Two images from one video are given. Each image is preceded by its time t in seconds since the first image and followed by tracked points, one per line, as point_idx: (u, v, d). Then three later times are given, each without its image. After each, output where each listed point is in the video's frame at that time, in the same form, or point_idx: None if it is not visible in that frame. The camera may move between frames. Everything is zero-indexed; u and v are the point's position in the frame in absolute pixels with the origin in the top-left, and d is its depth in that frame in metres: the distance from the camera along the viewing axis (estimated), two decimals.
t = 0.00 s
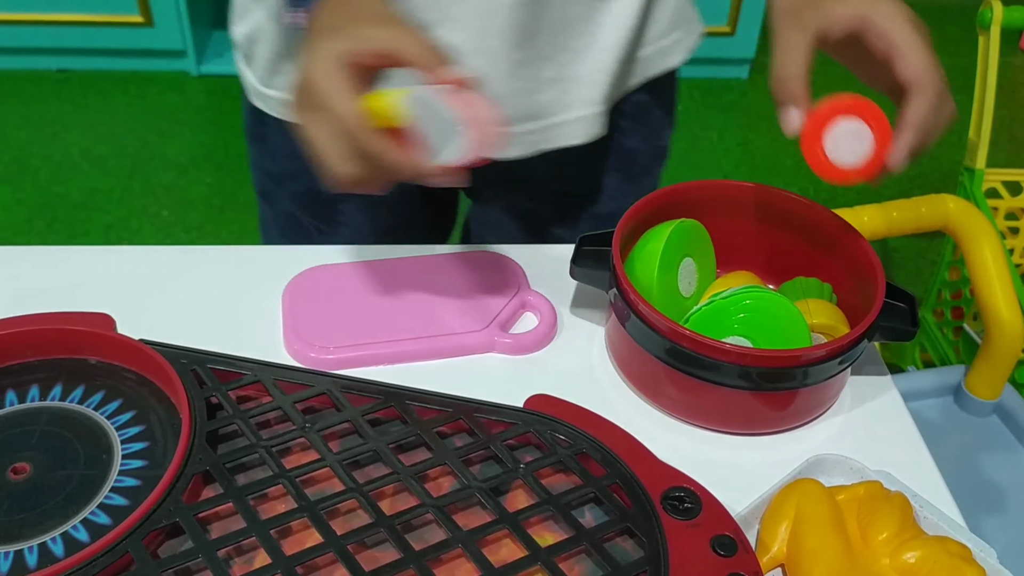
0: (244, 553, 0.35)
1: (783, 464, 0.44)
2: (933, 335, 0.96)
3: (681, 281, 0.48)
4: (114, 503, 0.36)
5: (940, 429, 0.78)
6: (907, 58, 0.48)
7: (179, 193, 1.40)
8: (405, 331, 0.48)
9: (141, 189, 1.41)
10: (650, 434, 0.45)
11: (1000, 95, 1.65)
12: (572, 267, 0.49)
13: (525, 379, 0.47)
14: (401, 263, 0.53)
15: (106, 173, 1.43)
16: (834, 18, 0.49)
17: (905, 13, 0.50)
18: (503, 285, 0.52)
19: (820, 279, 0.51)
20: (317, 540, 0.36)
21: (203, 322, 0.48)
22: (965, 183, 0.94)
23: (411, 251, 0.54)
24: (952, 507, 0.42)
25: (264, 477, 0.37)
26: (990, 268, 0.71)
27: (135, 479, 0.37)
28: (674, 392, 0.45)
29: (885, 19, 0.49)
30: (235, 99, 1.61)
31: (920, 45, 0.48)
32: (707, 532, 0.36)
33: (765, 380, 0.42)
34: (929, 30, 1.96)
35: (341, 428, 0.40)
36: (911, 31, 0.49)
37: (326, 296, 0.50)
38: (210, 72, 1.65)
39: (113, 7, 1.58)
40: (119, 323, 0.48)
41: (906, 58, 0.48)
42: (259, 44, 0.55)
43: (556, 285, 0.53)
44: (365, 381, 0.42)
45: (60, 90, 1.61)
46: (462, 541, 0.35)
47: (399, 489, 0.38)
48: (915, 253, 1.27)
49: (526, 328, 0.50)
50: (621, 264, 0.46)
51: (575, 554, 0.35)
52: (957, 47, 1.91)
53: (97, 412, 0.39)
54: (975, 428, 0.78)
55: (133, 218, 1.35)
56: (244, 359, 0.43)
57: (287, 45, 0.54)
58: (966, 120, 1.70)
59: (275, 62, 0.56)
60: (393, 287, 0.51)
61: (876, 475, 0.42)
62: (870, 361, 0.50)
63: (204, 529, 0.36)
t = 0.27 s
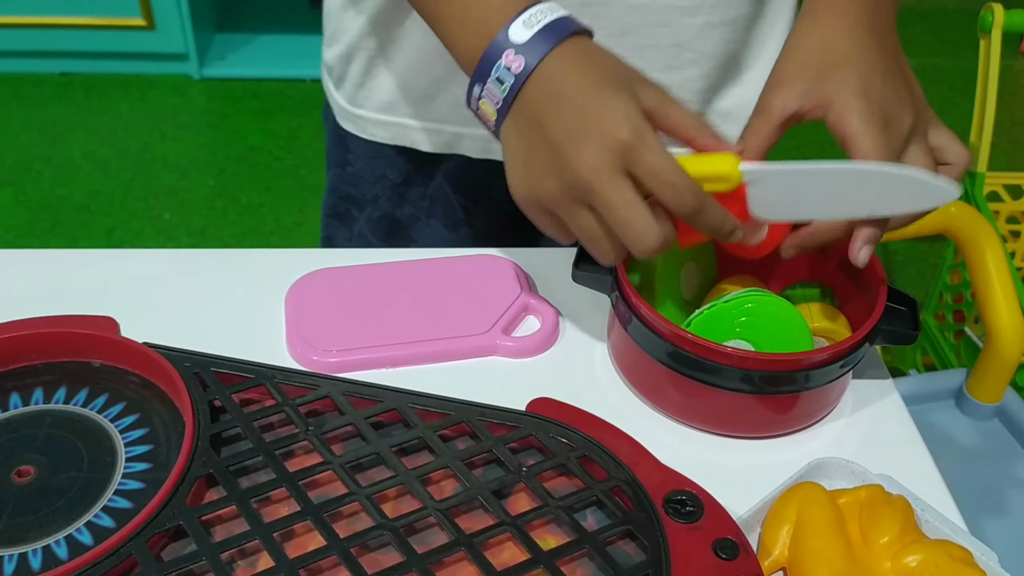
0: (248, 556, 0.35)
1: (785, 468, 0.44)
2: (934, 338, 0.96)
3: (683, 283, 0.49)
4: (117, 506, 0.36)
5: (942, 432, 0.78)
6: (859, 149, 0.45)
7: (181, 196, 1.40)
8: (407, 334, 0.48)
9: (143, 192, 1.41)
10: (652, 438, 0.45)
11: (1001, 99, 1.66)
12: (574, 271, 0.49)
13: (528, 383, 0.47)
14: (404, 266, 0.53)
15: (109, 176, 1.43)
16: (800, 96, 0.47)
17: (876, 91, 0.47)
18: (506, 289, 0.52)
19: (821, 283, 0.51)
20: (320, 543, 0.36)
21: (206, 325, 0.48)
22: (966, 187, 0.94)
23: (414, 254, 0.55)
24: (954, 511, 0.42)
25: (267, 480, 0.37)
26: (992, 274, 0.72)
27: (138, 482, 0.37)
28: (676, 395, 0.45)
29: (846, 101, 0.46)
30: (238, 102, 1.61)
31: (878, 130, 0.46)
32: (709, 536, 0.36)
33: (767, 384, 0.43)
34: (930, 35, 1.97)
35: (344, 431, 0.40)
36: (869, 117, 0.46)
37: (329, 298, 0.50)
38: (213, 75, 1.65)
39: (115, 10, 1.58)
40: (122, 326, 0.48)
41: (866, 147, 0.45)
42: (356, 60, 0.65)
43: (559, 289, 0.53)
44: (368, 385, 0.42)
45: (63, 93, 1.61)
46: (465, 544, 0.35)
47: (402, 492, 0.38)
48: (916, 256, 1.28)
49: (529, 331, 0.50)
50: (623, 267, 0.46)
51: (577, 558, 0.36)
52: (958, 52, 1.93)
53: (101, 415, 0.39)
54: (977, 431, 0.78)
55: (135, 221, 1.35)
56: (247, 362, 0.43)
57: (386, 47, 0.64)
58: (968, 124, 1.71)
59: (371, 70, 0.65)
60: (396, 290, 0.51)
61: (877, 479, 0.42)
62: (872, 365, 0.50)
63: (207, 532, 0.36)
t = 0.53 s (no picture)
0: (244, 563, 0.35)
1: (781, 474, 0.44)
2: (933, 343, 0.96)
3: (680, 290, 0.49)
4: (114, 512, 0.36)
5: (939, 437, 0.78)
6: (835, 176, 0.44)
7: (180, 200, 1.40)
8: (405, 340, 0.48)
9: (142, 196, 1.41)
10: (649, 443, 0.45)
11: (1000, 103, 1.66)
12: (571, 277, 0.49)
13: (525, 389, 0.47)
14: (402, 272, 0.53)
15: (108, 180, 1.43)
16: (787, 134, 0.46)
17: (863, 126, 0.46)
18: (503, 296, 0.52)
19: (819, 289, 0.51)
20: (317, 550, 0.36)
21: (204, 331, 0.48)
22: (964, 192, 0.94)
23: (412, 260, 0.55)
24: (950, 517, 0.42)
25: (263, 486, 0.38)
26: (990, 279, 0.71)
27: (135, 489, 0.37)
28: (673, 401, 0.45)
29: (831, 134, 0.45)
30: (237, 106, 1.61)
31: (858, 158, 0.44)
32: (706, 543, 0.37)
33: (764, 390, 0.43)
34: (930, 40, 1.99)
35: (341, 437, 0.40)
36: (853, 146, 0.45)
37: (327, 304, 0.50)
38: (212, 79, 1.66)
39: (115, 14, 1.59)
40: (120, 331, 0.48)
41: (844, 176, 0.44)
42: (361, 59, 0.65)
43: (557, 295, 0.53)
44: (365, 391, 0.42)
45: (62, 97, 1.61)
46: (461, 551, 0.35)
47: (399, 499, 0.38)
48: (915, 261, 1.28)
49: (527, 337, 0.50)
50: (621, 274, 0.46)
51: (574, 564, 0.36)
52: (957, 55, 1.94)
53: (98, 421, 0.39)
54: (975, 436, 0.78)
55: (134, 225, 1.35)
56: (244, 368, 0.43)
57: (384, 55, 0.64)
58: (967, 128, 1.72)
59: (371, 73, 0.65)
60: (393, 297, 0.51)
61: (874, 485, 0.42)
62: (868, 371, 0.50)
63: (204, 539, 0.36)
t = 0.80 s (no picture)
0: (243, 566, 0.35)
1: (781, 477, 0.44)
2: (933, 345, 0.96)
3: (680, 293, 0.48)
4: (113, 516, 0.36)
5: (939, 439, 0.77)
6: (776, 221, 0.46)
7: (180, 202, 1.40)
8: (404, 343, 0.48)
9: (142, 198, 1.41)
10: (648, 446, 0.45)
11: (999, 105, 1.66)
12: (570, 279, 0.49)
13: (524, 392, 0.47)
14: (401, 275, 0.53)
15: (108, 182, 1.43)
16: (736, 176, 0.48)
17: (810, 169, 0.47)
18: (503, 298, 0.52)
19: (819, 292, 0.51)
20: (316, 553, 0.36)
21: (203, 333, 0.48)
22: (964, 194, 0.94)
23: (411, 263, 0.55)
24: (951, 520, 0.42)
25: (262, 490, 0.37)
26: (990, 281, 0.71)
27: (134, 492, 0.37)
28: (672, 404, 0.45)
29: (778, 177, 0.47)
30: (237, 108, 1.61)
31: (802, 203, 0.46)
32: (706, 546, 0.36)
33: (763, 393, 0.43)
34: (929, 43, 1.99)
35: (340, 440, 0.40)
36: (796, 191, 0.46)
37: (326, 307, 0.50)
38: (212, 81, 1.66)
39: (115, 16, 1.59)
40: (119, 334, 0.48)
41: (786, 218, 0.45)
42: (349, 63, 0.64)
43: (556, 297, 0.53)
44: (364, 394, 0.42)
45: (62, 99, 1.61)
46: (460, 554, 0.35)
47: (398, 502, 0.38)
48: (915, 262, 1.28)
49: (526, 340, 0.50)
50: (620, 277, 0.46)
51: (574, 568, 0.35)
52: (955, 57, 1.95)
53: (96, 424, 0.39)
54: (975, 438, 0.78)
55: (133, 227, 1.35)
56: (243, 371, 0.43)
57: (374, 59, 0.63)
58: (966, 130, 1.73)
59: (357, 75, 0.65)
60: (393, 299, 0.51)
61: (874, 488, 0.42)
62: (868, 373, 0.50)
63: (202, 543, 0.36)
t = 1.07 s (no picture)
0: (244, 564, 0.35)
1: (784, 475, 0.44)
2: (935, 344, 0.95)
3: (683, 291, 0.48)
4: (113, 514, 0.36)
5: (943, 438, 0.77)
6: (849, 232, 0.40)
7: (180, 202, 1.40)
8: (405, 341, 0.48)
9: (142, 198, 1.41)
10: (651, 444, 0.45)
11: (1001, 104, 1.66)
12: (572, 277, 0.48)
13: (526, 390, 0.46)
14: (402, 273, 0.52)
15: (108, 182, 1.43)
16: (776, 175, 0.43)
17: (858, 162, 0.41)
18: (505, 296, 0.51)
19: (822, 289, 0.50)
20: (318, 552, 0.35)
21: (204, 331, 0.48)
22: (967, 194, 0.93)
23: (413, 261, 0.54)
24: (955, 518, 0.41)
25: (264, 488, 0.37)
26: (992, 276, 0.70)
27: (134, 490, 0.37)
28: (675, 402, 0.45)
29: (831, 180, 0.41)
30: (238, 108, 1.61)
31: (867, 207, 0.40)
32: (710, 544, 0.36)
33: (767, 391, 0.42)
34: (930, 43, 2.00)
35: (342, 438, 0.40)
36: (851, 188, 0.40)
37: (328, 304, 0.50)
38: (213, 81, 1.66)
39: (116, 16, 1.59)
40: (120, 332, 0.48)
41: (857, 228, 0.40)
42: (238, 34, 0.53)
43: (558, 295, 0.53)
44: (366, 392, 0.42)
45: (63, 99, 1.61)
46: (463, 552, 0.35)
47: (400, 500, 0.37)
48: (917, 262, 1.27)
49: (528, 338, 0.50)
50: (622, 274, 0.46)
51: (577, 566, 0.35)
52: (957, 57, 1.95)
53: (97, 422, 0.39)
54: (979, 437, 0.78)
55: (134, 227, 1.35)
56: (244, 369, 0.43)
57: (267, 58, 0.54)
58: (967, 129, 1.73)
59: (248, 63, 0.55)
60: (394, 297, 0.51)
61: (878, 486, 0.42)
62: (872, 371, 0.50)
63: (204, 541, 0.36)
